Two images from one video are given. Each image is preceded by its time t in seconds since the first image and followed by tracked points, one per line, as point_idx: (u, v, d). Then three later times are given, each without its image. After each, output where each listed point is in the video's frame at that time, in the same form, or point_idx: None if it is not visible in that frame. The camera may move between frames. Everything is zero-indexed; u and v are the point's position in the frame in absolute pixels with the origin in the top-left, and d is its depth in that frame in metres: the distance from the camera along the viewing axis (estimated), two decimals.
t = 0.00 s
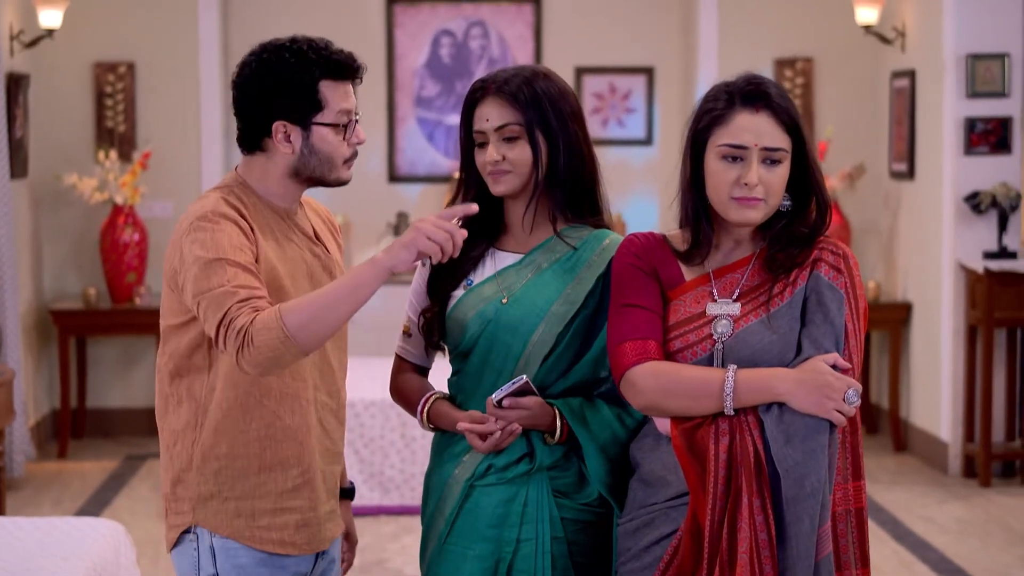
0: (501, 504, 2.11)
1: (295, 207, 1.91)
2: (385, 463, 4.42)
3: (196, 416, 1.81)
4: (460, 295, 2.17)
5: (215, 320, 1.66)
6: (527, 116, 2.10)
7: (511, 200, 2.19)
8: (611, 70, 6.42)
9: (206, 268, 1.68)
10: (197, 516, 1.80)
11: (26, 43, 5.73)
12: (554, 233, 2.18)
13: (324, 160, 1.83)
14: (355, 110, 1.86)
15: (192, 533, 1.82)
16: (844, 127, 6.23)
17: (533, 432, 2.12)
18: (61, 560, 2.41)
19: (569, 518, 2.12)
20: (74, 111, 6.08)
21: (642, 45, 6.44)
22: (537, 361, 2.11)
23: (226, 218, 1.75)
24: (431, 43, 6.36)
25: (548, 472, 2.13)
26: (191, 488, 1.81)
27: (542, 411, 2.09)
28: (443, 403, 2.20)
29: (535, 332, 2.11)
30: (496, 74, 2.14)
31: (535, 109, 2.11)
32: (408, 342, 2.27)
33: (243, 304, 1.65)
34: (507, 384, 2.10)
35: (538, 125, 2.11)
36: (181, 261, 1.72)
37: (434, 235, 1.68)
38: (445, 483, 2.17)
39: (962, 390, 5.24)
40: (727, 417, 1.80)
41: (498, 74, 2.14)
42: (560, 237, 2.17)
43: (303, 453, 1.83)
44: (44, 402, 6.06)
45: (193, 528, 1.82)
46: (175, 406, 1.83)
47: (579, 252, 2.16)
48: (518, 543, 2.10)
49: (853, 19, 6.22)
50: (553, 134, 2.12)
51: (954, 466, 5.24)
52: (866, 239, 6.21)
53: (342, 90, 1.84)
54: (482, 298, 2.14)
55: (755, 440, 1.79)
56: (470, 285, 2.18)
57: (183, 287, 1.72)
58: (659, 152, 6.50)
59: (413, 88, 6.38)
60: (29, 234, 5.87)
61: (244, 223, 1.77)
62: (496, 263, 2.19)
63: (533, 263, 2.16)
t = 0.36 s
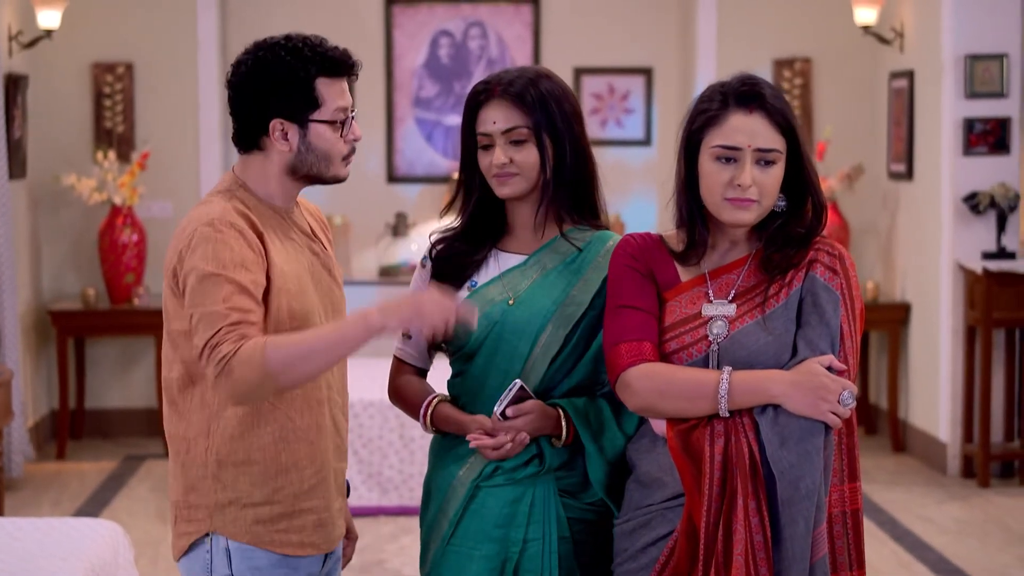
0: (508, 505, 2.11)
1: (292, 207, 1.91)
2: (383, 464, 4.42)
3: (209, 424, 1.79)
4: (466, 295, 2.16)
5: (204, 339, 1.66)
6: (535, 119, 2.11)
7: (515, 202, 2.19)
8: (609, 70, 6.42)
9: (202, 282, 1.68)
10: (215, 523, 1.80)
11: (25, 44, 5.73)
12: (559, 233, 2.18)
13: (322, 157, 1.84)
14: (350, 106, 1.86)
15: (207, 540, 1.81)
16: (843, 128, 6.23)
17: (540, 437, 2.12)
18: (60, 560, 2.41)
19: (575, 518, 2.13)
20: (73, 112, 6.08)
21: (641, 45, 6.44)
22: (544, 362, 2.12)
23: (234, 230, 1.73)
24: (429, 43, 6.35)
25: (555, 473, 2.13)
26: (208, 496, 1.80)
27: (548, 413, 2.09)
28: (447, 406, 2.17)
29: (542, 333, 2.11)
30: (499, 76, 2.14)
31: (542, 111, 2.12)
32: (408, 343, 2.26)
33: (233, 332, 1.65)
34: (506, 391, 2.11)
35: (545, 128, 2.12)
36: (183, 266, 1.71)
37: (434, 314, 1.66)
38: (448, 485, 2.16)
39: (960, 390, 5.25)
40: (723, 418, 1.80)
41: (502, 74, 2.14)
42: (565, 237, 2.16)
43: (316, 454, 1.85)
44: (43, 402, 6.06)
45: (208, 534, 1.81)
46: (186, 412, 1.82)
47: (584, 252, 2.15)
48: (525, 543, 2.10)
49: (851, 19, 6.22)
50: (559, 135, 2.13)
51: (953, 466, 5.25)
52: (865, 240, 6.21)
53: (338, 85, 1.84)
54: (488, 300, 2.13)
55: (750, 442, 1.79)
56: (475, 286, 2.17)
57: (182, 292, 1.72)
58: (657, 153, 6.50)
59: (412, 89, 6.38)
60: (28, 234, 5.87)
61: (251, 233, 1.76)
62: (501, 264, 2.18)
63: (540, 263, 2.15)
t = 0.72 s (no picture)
0: (514, 505, 2.11)
1: (292, 210, 1.92)
2: (386, 464, 4.42)
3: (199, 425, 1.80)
4: (471, 296, 2.16)
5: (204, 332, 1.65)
6: (542, 119, 2.12)
7: (521, 203, 2.19)
8: (613, 70, 6.42)
9: (194, 282, 1.68)
10: (205, 523, 1.81)
11: (28, 44, 5.73)
12: (564, 234, 2.19)
13: (321, 170, 1.83)
14: (352, 119, 1.86)
15: (199, 539, 1.82)
16: (846, 129, 6.23)
17: (546, 437, 2.12)
18: (61, 560, 2.41)
19: (580, 518, 2.13)
20: (76, 112, 6.08)
21: (644, 45, 6.44)
22: (551, 363, 2.12)
23: (220, 230, 1.74)
24: (432, 43, 6.35)
25: (561, 473, 2.13)
26: (198, 495, 1.81)
27: (555, 412, 2.10)
28: (451, 405, 2.17)
29: (549, 333, 2.12)
30: (505, 77, 2.14)
31: (549, 111, 2.12)
32: (411, 344, 2.25)
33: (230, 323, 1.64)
34: (511, 386, 2.11)
35: (552, 129, 2.12)
36: (170, 271, 1.71)
37: (437, 297, 1.64)
38: (453, 486, 2.16)
39: (963, 390, 5.24)
40: (722, 420, 1.80)
41: (508, 74, 2.14)
42: (571, 236, 2.17)
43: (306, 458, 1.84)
44: (46, 402, 6.06)
45: (201, 533, 1.82)
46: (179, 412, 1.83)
47: (589, 253, 2.15)
48: (531, 543, 2.10)
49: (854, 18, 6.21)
50: (565, 136, 2.14)
51: (957, 466, 5.24)
52: (868, 240, 6.21)
53: (342, 100, 1.84)
54: (495, 300, 2.13)
55: (750, 443, 1.78)
56: (481, 287, 2.16)
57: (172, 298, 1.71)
58: (661, 153, 6.50)
59: (415, 89, 6.38)
60: (31, 234, 5.88)
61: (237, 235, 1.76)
62: (505, 264, 2.18)
63: (544, 264, 2.16)
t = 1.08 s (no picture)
0: (515, 506, 2.11)
1: (298, 210, 1.91)
2: (391, 464, 4.42)
3: (194, 424, 1.81)
4: (471, 297, 2.16)
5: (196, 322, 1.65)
6: (542, 119, 2.11)
7: (523, 202, 2.18)
8: (619, 70, 6.42)
9: (193, 273, 1.68)
10: (199, 521, 1.81)
11: (34, 44, 5.75)
12: (565, 234, 2.19)
13: (330, 170, 1.83)
14: (363, 120, 1.85)
15: (191, 537, 1.83)
16: (853, 129, 6.22)
17: (547, 437, 2.11)
18: (64, 560, 2.41)
19: (581, 518, 2.13)
20: (82, 112, 6.09)
21: (650, 45, 6.43)
22: (552, 363, 2.12)
23: (223, 226, 1.75)
24: (438, 43, 6.36)
25: (562, 472, 2.13)
26: (191, 493, 1.82)
27: (556, 412, 2.09)
28: (452, 406, 2.17)
29: (549, 334, 2.12)
30: (506, 76, 2.13)
31: (550, 111, 2.12)
32: (411, 344, 2.24)
33: (225, 317, 1.65)
34: (512, 385, 2.10)
35: (553, 129, 2.12)
36: (171, 260, 1.72)
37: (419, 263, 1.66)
38: (455, 486, 2.15)
39: (970, 390, 5.23)
40: (726, 420, 1.79)
41: (510, 74, 2.14)
42: (571, 237, 2.17)
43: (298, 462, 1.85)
44: (52, 402, 6.07)
45: (194, 532, 1.82)
46: (175, 409, 1.83)
47: (590, 254, 2.15)
48: (532, 543, 2.10)
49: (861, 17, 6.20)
50: (565, 136, 2.14)
51: (963, 467, 5.23)
52: (875, 240, 6.20)
53: (352, 100, 1.83)
54: (496, 301, 2.13)
55: (754, 444, 1.78)
56: (481, 287, 2.16)
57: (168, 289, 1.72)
58: (666, 153, 6.50)
59: (421, 89, 6.38)
60: (37, 234, 5.89)
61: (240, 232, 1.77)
62: (506, 265, 2.18)
63: (544, 264, 2.15)
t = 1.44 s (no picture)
0: (514, 506, 2.11)
1: (294, 208, 1.90)
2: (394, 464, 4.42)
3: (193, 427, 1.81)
4: (468, 298, 2.16)
5: (143, 353, 1.70)
6: (540, 120, 2.11)
7: (524, 203, 2.17)
8: (623, 70, 6.42)
9: (157, 300, 1.71)
10: (204, 525, 1.81)
11: (39, 44, 5.75)
12: (562, 235, 2.18)
13: (319, 162, 1.83)
14: (351, 111, 1.85)
15: (199, 539, 1.83)
16: (858, 129, 6.21)
17: (546, 437, 2.10)
18: (65, 560, 2.41)
19: (581, 518, 2.13)
20: (86, 112, 6.10)
21: (654, 44, 6.43)
22: (549, 363, 2.12)
23: (210, 247, 1.73)
24: (442, 43, 6.36)
25: (561, 473, 2.13)
26: (195, 496, 1.82)
27: (554, 412, 2.08)
28: (450, 407, 2.16)
29: (547, 334, 2.12)
30: (504, 77, 2.13)
31: (547, 111, 2.11)
32: (410, 344, 2.24)
33: (171, 365, 1.69)
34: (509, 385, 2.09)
35: (550, 129, 2.11)
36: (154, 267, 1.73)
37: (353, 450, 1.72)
38: (455, 486, 2.15)
39: (974, 390, 5.22)
40: (726, 421, 1.79)
41: (507, 74, 2.13)
42: (569, 237, 2.17)
43: (300, 459, 1.84)
44: (57, 402, 6.08)
45: (200, 535, 1.82)
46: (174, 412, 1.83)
47: (588, 254, 2.15)
48: (532, 544, 2.10)
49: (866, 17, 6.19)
50: (563, 136, 2.13)
51: (968, 467, 5.21)
52: (881, 239, 6.19)
53: (338, 90, 1.84)
54: (493, 301, 2.13)
55: (754, 445, 1.78)
56: (478, 287, 2.16)
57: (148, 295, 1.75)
58: (671, 153, 6.49)
59: (425, 89, 6.38)
60: (42, 234, 5.90)
61: (228, 250, 1.75)
62: (504, 265, 2.18)
63: (542, 264, 2.15)
